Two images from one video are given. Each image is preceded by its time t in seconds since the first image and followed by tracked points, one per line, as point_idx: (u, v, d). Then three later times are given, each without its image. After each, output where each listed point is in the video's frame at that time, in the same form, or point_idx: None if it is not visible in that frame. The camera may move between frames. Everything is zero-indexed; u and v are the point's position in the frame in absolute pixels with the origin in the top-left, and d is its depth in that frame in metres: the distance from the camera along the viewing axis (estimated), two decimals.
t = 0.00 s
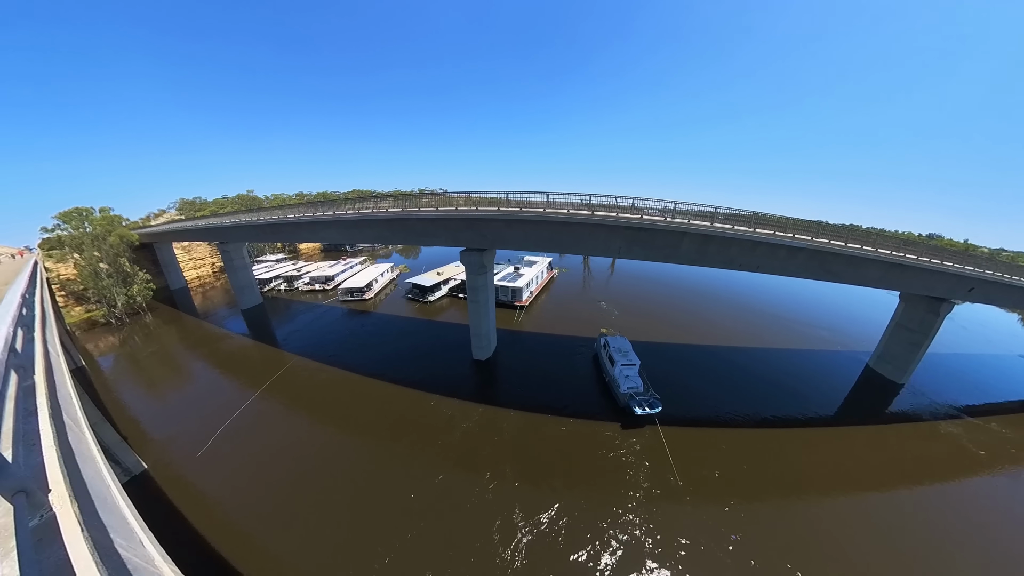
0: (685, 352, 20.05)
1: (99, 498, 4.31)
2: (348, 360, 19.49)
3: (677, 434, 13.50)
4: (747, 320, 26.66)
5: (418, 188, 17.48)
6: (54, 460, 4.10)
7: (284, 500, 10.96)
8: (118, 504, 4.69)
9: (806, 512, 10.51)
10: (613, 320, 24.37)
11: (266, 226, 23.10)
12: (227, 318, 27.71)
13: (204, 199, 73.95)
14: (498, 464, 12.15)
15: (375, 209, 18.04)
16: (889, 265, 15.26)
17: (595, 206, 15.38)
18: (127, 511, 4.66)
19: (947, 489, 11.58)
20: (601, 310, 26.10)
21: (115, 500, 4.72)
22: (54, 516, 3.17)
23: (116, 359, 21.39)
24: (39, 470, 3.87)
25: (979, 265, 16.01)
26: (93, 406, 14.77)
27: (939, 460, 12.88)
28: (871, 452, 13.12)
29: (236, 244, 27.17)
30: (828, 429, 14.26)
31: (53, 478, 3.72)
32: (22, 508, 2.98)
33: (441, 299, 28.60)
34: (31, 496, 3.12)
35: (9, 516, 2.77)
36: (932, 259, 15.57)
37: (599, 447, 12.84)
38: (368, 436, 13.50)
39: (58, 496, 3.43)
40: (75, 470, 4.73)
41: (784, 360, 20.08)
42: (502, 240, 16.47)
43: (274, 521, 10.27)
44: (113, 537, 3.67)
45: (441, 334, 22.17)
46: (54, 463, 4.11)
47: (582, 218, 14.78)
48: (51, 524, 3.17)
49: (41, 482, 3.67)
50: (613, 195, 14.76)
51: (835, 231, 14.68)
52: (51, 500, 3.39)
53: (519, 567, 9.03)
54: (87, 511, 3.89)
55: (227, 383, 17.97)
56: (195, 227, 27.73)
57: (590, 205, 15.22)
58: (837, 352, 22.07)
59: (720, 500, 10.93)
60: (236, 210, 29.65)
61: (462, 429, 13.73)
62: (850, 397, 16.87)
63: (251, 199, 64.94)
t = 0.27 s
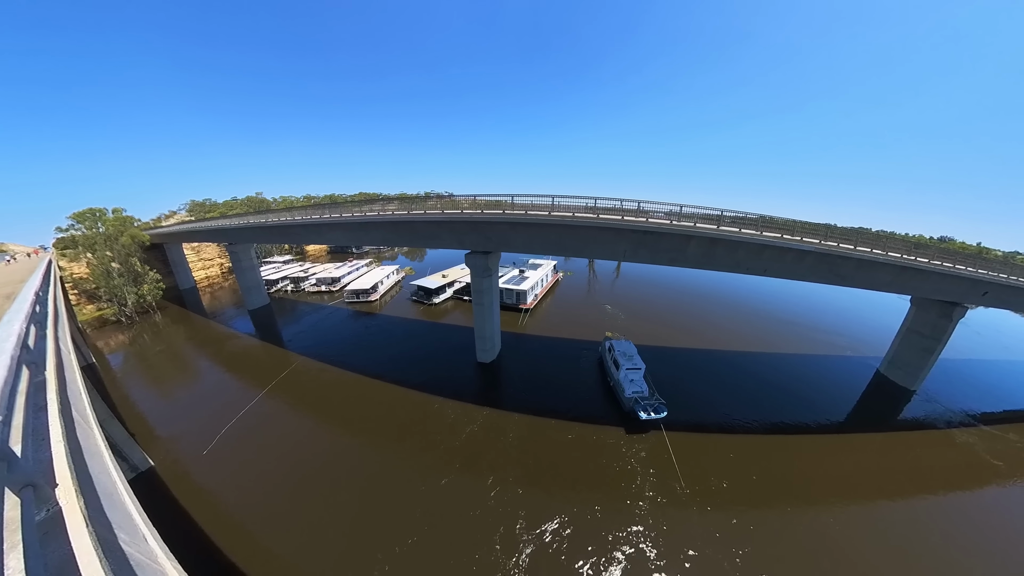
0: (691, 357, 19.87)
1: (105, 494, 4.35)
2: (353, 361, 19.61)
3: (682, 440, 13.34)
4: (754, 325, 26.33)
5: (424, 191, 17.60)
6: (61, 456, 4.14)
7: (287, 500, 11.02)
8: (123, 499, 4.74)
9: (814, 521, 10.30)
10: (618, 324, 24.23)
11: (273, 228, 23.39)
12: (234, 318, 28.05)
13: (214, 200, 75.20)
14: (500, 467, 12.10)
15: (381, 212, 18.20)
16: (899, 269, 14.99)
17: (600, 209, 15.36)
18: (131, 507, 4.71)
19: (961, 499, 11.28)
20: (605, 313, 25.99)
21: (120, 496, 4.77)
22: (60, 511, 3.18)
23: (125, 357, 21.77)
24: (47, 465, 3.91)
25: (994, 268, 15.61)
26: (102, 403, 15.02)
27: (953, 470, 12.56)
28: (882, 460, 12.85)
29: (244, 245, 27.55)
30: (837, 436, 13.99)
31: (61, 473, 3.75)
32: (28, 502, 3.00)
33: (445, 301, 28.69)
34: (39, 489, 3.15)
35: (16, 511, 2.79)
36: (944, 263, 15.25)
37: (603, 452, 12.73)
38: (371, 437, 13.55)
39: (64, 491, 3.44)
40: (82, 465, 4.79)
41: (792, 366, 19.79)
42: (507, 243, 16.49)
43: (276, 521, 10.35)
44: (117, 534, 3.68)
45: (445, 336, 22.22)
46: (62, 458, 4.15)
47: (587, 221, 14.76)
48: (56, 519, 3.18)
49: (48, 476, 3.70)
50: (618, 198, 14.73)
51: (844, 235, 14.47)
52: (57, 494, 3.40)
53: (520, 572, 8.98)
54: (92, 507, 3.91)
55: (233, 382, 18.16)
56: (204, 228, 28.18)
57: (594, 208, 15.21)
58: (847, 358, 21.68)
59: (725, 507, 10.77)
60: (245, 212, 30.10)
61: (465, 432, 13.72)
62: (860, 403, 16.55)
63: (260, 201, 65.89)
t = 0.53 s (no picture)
0: (697, 361, 19.68)
1: (112, 490, 4.36)
2: (358, 362, 19.71)
3: (688, 445, 13.20)
4: (762, 329, 26.02)
5: (430, 194, 17.71)
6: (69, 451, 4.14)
7: (291, 500, 11.07)
8: (131, 493, 4.80)
9: (822, 530, 10.10)
10: (623, 328, 24.11)
11: (281, 229, 23.69)
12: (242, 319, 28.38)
13: (224, 202, 76.19)
14: (503, 470, 12.07)
15: (387, 214, 18.35)
16: (910, 273, 14.73)
17: (605, 212, 15.33)
18: (137, 501, 4.76)
19: (975, 509, 11.01)
20: (610, 317, 25.88)
21: (127, 490, 4.81)
22: (69, 506, 3.19)
23: (134, 355, 22.11)
24: (57, 459, 3.92)
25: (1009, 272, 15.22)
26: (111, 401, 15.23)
27: (966, 479, 12.29)
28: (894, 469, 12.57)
29: (253, 246, 27.91)
30: (848, 444, 13.72)
31: (70, 467, 3.76)
32: (38, 496, 3.02)
33: (450, 304, 28.77)
34: (48, 482, 3.16)
35: (24, 507, 2.79)
36: (956, 266, 14.94)
37: (607, 457, 12.62)
38: (375, 438, 13.59)
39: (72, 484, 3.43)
40: (90, 460, 4.85)
41: (800, 371, 19.50)
42: (512, 246, 16.52)
43: (279, 520, 10.41)
44: (126, 530, 3.69)
45: (450, 338, 22.26)
46: (71, 454, 4.17)
47: (592, 224, 14.75)
48: (64, 514, 3.18)
49: (57, 471, 3.70)
50: (624, 201, 14.70)
51: (853, 238, 14.25)
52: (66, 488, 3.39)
53: None
54: (98, 502, 3.89)
55: (239, 381, 18.33)
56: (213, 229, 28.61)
57: (600, 211, 15.19)
58: (856, 363, 21.33)
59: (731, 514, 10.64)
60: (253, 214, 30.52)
61: (468, 435, 13.69)
62: (870, 410, 16.25)
63: (267, 203, 66.73)
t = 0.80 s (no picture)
0: (703, 366, 19.50)
1: (124, 483, 4.44)
2: (363, 363, 19.82)
3: (693, 450, 13.07)
4: (769, 334, 25.70)
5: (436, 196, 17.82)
6: (83, 442, 4.23)
7: (295, 500, 11.14)
8: (140, 486, 4.85)
9: (831, 541, 9.92)
10: (629, 332, 23.98)
11: (289, 231, 23.98)
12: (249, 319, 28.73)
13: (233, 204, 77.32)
14: (506, 473, 12.04)
15: (393, 216, 18.49)
16: (921, 277, 14.45)
17: (610, 215, 15.31)
18: (146, 495, 4.81)
19: (990, 520, 10.73)
20: (616, 320, 25.76)
21: (137, 486, 4.87)
22: (82, 496, 3.26)
23: (143, 353, 22.47)
24: (72, 451, 4.00)
25: None
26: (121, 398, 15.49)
27: (980, 490, 11.99)
28: (906, 478, 12.31)
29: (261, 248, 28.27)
30: (858, 452, 13.46)
31: (85, 458, 3.83)
32: (53, 486, 3.09)
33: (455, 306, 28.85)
34: (63, 472, 3.23)
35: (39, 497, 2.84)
36: (969, 270, 14.59)
37: (611, 461, 12.53)
38: (379, 439, 13.64)
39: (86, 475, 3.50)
40: (102, 453, 4.92)
41: (809, 376, 19.21)
42: (518, 249, 16.54)
43: (284, 519, 10.48)
44: (137, 521, 3.75)
45: (454, 341, 22.31)
46: (86, 445, 4.26)
47: (597, 228, 14.73)
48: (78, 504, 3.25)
49: (71, 462, 3.77)
50: (629, 204, 14.67)
51: (862, 241, 14.03)
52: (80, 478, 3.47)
53: None
54: (111, 494, 3.96)
55: (246, 381, 18.52)
56: (223, 230, 29.05)
57: (605, 214, 15.17)
58: (866, 369, 20.96)
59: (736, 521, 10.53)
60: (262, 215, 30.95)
61: (472, 437, 13.69)
62: (881, 416, 15.96)
63: (276, 205, 67.60)
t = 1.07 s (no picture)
0: (710, 370, 19.29)
1: (136, 481, 4.51)
2: (369, 364, 19.92)
3: (699, 456, 12.92)
4: (777, 338, 25.35)
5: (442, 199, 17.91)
6: (97, 439, 4.30)
7: (299, 500, 11.21)
8: (152, 484, 4.91)
9: (841, 552, 9.72)
10: (634, 335, 23.83)
11: (297, 233, 24.29)
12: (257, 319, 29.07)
13: (243, 206, 78.56)
14: (510, 477, 12.00)
15: (399, 219, 18.64)
16: (933, 281, 14.16)
17: (616, 219, 15.27)
18: (158, 493, 4.87)
19: (1007, 532, 10.43)
20: (621, 324, 25.62)
21: (149, 484, 4.94)
22: (97, 492, 3.30)
23: (153, 352, 22.84)
24: (87, 448, 4.07)
25: None
26: (131, 396, 15.75)
27: (996, 501, 11.67)
28: (920, 488, 12.01)
29: (269, 249, 28.62)
30: (870, 460, 13.19)
31: (99, 455, 3.89)
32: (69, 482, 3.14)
33: (460, 309, 28.91)
34: (79, 469, 3.29)
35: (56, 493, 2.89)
36: (983, 273, 14.24)
37: (616, 466, 12.43)
38: (383, 441, 13.69)
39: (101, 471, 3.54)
40: (115, 451, 5.00)
41: (817, 382, 18.92)
42: (523, 252, 16.55)
43: (288, 520, 10.54)
44: (149, 519, 3.80)
45: (459, 343, 22.34)
46: (101, 441, 4.34)
47: (603, 231, 14.70)
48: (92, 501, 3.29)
49: (87, 459, 3.83)
50: (635, 207, 14.62)
51: (872, 244, 13.80)
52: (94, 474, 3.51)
53: None
54: (124, 491, 4.01)
55: (253, 381, 18.71)
56: (232, 232, 29.50)
57: (611, 218, 15.15)
58: (878, 374, 20.56)
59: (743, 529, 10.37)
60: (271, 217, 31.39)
61: (476, 440, 13.67)
62: (893, 423, 15.63)
63: (284, 207, 68.42)
